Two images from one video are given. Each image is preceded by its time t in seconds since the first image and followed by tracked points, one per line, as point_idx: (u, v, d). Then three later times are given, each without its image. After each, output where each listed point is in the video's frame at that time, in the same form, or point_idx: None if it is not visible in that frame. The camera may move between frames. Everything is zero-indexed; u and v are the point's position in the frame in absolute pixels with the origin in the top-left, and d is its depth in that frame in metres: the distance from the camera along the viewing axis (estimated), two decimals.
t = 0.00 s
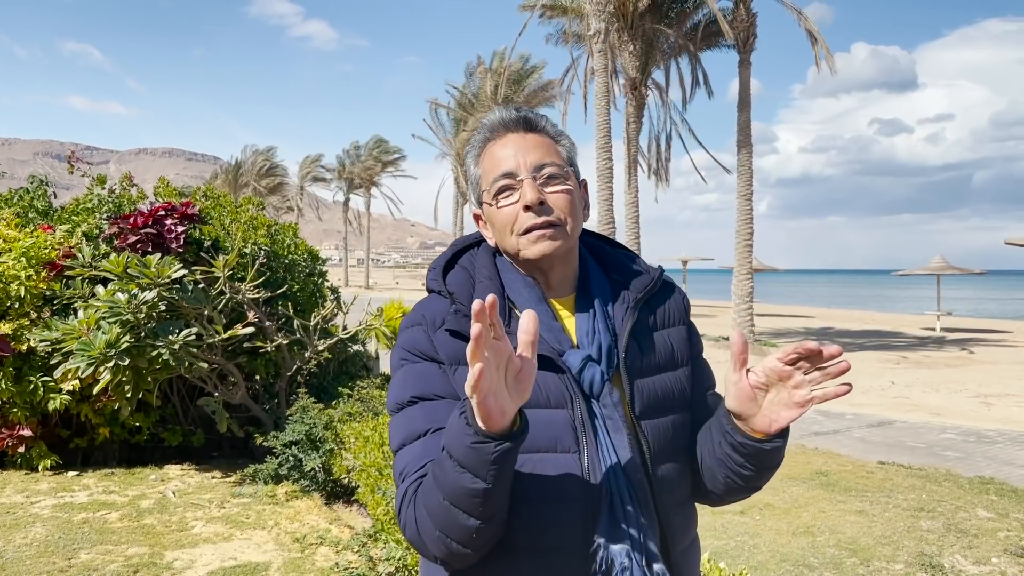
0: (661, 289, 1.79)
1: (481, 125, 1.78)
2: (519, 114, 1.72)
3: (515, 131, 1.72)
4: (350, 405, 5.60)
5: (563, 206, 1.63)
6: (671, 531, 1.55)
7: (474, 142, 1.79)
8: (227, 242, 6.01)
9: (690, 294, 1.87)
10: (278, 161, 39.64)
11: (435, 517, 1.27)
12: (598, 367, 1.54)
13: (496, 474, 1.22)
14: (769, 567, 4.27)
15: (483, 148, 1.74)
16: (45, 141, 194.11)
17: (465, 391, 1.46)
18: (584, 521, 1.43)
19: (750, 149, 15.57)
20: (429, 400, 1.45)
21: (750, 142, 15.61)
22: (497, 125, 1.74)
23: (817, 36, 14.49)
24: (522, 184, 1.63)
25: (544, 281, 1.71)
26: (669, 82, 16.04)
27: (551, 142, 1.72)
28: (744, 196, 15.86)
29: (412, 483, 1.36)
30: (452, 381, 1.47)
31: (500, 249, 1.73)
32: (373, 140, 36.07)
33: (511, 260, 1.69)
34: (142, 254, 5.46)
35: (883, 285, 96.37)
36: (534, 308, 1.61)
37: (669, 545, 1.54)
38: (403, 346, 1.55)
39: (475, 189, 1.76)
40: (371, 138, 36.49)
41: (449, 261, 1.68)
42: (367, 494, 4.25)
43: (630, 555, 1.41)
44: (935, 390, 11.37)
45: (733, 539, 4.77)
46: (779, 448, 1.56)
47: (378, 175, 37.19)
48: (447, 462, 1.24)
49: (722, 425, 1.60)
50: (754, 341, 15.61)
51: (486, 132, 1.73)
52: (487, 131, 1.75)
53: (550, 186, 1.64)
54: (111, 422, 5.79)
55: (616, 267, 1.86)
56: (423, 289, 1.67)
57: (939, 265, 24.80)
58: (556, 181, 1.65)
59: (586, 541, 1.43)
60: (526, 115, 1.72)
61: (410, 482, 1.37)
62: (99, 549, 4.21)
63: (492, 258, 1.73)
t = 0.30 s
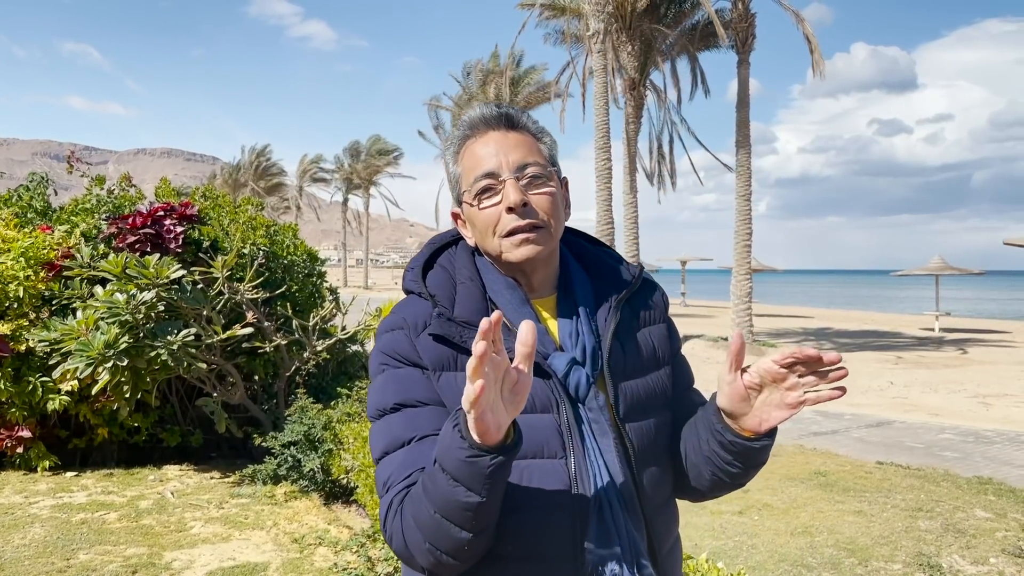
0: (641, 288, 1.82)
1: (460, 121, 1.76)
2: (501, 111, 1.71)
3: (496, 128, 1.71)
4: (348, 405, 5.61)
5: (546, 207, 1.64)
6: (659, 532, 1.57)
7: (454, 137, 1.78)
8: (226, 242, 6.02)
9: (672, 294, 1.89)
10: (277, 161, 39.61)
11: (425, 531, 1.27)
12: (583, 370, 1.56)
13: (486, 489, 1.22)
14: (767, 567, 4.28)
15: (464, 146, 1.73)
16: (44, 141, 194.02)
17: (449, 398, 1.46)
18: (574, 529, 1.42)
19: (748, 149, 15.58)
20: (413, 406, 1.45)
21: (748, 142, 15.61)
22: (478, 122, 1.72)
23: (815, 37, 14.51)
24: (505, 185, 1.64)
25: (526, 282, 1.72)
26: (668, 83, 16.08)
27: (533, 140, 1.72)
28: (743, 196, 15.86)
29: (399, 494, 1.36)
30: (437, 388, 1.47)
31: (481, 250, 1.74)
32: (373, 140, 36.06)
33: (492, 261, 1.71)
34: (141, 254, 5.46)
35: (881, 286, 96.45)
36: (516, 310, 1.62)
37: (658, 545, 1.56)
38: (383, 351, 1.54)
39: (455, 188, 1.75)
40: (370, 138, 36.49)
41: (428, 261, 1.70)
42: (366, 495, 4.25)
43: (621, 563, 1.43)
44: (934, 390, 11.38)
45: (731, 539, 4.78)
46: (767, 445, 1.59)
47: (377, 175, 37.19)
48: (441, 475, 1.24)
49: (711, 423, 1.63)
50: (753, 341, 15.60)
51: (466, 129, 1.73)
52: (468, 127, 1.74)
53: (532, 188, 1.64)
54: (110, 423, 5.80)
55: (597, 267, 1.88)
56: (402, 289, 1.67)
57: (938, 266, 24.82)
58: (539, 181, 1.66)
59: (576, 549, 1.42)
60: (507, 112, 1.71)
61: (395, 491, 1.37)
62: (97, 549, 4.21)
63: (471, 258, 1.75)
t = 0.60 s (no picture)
0: (621, 287, 1.85)
1: (436, 120, 1.74)
2: (479, 112, 1.69)
3: (474, 130, 1.70)
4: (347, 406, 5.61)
5: (525, 215, 1.66)
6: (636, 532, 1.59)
7: (428, 137, 1.75)
8: (224, 242, 6.02)
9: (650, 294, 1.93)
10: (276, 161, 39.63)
11: (461, 540, 1.30)
12: (563, 377, 1.55)
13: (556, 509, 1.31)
14: (765, 567, 4.28)
15: (441, 148, 1.72)
16: (42, 142, 193.75)
17: (430, 408, 1.43)
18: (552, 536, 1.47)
19: (747, 149, 15.60)
20: (396, 415, 1.43)
21: (747, 142, 15.64)
22: (455, 122, 1.70)
23: (814, 38, 14.55)
24: (485, 193, 1.64)
25: (505, 287, 1.74)
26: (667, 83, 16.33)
27: (511, 143, 1.72)
28: (742, 197, 15.88)
29: (408, 502, 1.36)
30: (417, 397, 1.44)
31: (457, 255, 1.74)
32: (371, 140, 36.09)
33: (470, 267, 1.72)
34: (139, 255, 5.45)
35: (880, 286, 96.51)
36: (494, 316, 1.60)
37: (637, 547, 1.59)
38: (360, 357, 1.51)
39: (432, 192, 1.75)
40: (369, 138, 36.52)
41: (404, 262, 1.68)
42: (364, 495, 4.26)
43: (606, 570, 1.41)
44: (932, 390, 11.39)
45: (729, 539, 4.78)
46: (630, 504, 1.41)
47: (375, 176, 37.20)
48: (513, 484, 1.28)
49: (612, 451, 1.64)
50: (752, 342, 15.61)
51: (443, 131, 1.71)
52: (445, 127, 1.72)
53: (512, 195, 1.66)
54: (108, 423, 5.80)
55: (576, 270, 1.92)
56: (377, 292, 1.63)
57: (937, 266, 24.85)
58: (518, 188, 1.67)
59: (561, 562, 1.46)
60: (486, 114, 1.69)
61: (399, 500, 1.36)
62: (96, 550, 4.21)
63: (448, 261, 1.74)
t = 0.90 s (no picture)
0: (607, 286, 1.88)
1: (433, 117, 1.72)
2: (480, 111, 1.69)
3: (473, 129, 1.69)
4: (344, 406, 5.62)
5: (525, 217, 1.68)
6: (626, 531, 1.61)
7: (425, 134, 1.73)
8: (223, 243, 6.01)
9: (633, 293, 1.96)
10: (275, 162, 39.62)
11: (469, 539, 1.30)
12: (556, 379, 1.58)
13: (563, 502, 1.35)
14: (763, 568, 4.28)
15: (440, 146, 1.70)
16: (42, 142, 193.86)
17: (425, 410, 1.43)
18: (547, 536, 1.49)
19: (746, 149, 15.61)
20: (388, 417, 1.41)
21: (746, 142, 15.65)
22: (455, 120, 1.69)
23: (812, 38, 14.56)
24: (486, 193, 1.64)
25: (496, 288, 1.74)
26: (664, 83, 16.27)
27: (509, 144, 1.73)
28: (741, 197, 15.88)
29: (411, 504, 1.35)
30: (411, 398, 1.43)
31: (449, 255, 1.73)
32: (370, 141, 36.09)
33: (462, 268, 1.71)
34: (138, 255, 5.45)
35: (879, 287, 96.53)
36: (485, 317, 1.61)
37: (626, 547, 1.61)
38: (352, 358, 1.49)
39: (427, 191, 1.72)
40: (368, 138, 36.59)
41: (391, 260, 1.69)
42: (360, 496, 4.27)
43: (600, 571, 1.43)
44: (931, 390, 11.40)
45: (727, 539, 4.78)
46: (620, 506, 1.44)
47: (374, 176, 37.19)
48: (525, 478, 1.30)
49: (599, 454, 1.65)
50: (750, 342, 15.62)
51: (442, 127, 1.69)
52: (444, 124, 1.69)
53: (512, 196, 1.67)
54: (106, 423, 5.79)
55: (560, 269, 1.94)
56: (364, 291, 1.62)
57: (935, 267, 24.87)
58: (517, 189, 1.68)
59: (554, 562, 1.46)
60: (486, 113, 1.69)
61: (402, 502, 1.35)
62: (93, 550, 4.20)
63: (435, 259, 1.74)
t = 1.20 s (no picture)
0: (598, 287, 1.89)
1: (433, 118, 1.70)
2: (481, 114, 1.69)
3: (474, 133, 1.69)
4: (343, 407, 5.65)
5: (526, 222, 1.69)
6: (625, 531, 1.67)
7: (424, 135, 1.71)
8: (222, 243, 6.01)
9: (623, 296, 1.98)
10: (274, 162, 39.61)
11: (474, 550, 1.31)
12: (555, 385, 1.59)
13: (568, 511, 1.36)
14: (760, 568, 4.28)
15: (440, 148, 1.69)
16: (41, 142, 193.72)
17: (426, 419, 1.42)
18: (553, 542, 1.49)
19: (744, 149, 15.62)
20: (387, 427, 1.40)
21: (745, 142, 15.65)
22: (456, 123, 1.68)
23: (810, 38, 14.58)
24: (488, 198, 1.65)
25: (491, 292, 1.75)
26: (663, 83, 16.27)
27: (508, 147, 1.73)
28: (739, 197, 15.90)
29: (413, 516, 1.35)
30: (412, 407, 1.42)
31: (446, 258, 1.73)
32: (369, 141, 36.10)
33: (460, 271, 1.71)
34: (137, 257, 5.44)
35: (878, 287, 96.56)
36: (482, 323, 1.61)
37: (626, 545, 1.67)
38: (350, 368, 1.48)
39: (425, 193, 1.71)
40: (367, 138, 36.61)
41: (385, 265, 1.68)
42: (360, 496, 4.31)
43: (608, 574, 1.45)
44: (929, 390, 11.41)
45: (724, 539, 4.79)
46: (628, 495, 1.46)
47: (373, 176, 37.19)
48: (531, 488, 1.31)
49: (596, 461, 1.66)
50: (749, 342, 15.64)
51: (442, 130, 1.68)
52: (444, 126, 1.68)
53: (513, 201, 1.67)
54: (104, 424, 5.80)
55: (550, 273, 1.95)
56: (358, 299, 1.61)
57: (934, 267, 24.91)
58: (517, 193, 1.69)
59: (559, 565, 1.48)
60: (487, 117, 1.69)
61: (404, 514, 1.35)
62: (91, 551, 4.20)
63: (429, 264, 1.74)
